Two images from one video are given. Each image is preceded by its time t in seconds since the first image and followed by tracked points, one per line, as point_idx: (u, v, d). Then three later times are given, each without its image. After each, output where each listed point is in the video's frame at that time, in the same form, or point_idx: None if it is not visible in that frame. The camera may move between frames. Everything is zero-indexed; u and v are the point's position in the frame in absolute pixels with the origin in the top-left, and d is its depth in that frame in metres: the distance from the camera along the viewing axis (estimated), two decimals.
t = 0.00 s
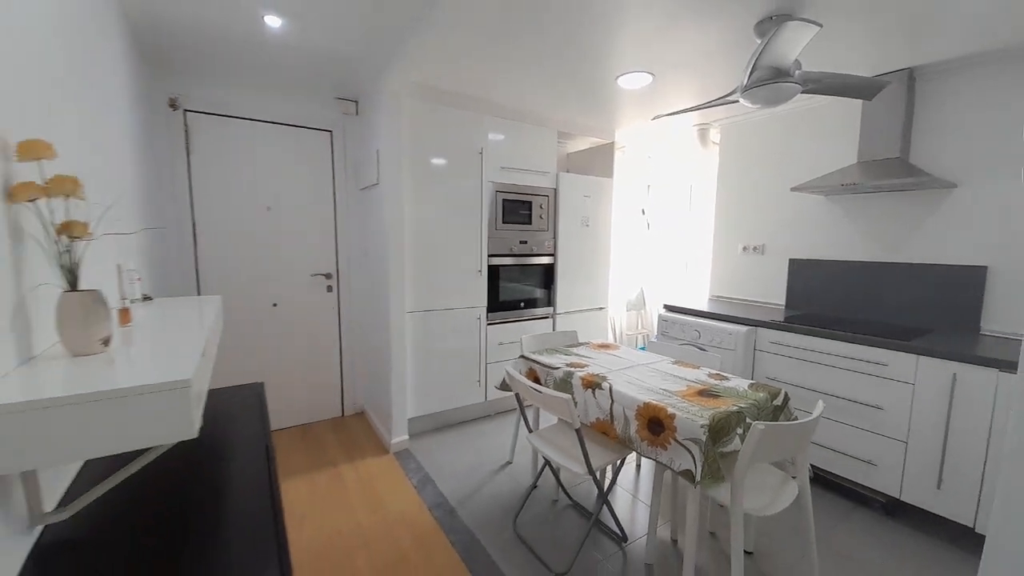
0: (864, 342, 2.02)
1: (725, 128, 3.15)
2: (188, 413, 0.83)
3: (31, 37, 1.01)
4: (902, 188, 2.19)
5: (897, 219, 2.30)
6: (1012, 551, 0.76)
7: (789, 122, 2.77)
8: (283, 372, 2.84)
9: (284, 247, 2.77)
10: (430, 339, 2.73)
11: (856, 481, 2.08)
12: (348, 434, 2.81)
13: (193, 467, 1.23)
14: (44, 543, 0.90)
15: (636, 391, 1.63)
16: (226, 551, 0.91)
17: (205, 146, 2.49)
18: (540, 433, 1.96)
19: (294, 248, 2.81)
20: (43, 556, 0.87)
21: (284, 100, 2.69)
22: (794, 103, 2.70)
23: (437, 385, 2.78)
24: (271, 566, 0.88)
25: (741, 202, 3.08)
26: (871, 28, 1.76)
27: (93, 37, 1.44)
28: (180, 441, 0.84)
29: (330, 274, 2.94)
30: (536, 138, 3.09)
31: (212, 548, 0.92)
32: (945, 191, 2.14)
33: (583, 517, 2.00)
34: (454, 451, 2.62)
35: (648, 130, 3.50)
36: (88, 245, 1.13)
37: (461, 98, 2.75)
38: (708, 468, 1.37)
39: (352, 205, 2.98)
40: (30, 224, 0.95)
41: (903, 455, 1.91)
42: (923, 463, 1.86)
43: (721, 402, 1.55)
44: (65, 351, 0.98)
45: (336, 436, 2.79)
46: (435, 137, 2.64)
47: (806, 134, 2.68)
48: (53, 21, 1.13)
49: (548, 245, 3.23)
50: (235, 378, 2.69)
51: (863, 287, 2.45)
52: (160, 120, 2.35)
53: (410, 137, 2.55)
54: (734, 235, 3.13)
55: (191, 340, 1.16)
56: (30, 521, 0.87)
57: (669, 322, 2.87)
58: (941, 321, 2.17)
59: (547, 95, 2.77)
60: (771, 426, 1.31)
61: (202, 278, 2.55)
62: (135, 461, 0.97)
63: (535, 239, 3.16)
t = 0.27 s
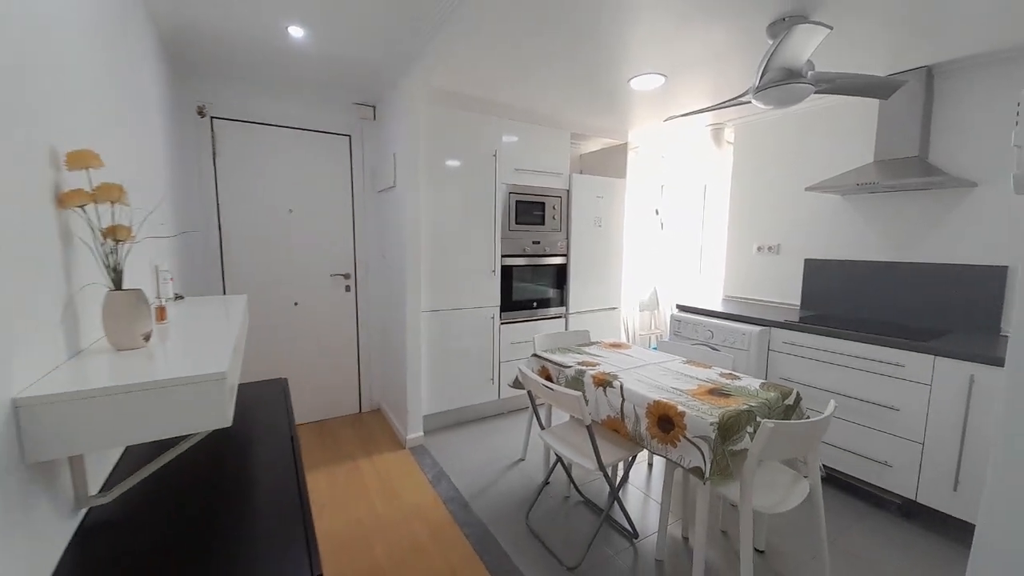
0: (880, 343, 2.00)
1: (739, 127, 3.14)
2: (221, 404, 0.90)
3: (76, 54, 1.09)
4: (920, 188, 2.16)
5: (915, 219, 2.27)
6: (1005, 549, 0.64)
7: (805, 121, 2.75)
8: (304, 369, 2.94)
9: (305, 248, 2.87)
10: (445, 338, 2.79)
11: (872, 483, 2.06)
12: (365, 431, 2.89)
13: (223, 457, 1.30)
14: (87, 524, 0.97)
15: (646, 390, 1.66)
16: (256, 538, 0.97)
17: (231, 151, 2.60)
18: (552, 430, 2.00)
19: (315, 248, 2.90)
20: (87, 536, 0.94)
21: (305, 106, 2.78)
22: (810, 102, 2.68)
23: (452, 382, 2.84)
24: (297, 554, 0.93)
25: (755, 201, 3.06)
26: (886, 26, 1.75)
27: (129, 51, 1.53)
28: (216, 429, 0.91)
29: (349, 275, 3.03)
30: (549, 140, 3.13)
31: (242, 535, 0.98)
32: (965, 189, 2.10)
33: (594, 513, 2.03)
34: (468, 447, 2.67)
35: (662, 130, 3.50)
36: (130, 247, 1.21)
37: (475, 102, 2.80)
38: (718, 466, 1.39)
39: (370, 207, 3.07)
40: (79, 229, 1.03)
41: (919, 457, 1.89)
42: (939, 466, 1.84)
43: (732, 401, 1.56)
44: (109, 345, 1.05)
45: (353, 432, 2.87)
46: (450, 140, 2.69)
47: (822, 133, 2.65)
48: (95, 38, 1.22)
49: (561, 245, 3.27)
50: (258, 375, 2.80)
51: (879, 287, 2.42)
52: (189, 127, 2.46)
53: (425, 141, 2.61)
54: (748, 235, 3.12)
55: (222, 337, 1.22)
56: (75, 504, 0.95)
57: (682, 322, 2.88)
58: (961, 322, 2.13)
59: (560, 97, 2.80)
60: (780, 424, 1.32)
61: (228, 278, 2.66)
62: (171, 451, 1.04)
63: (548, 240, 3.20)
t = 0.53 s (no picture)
0: (892, 344, 1.98)
1: (751, 126, 3.12)
2: (244, 394, 0.95)
3: (106, 63, 1.14)
4: (935, 186, 2.13)
5: (930, 219, 2.24)
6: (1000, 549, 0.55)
7: (818, 119, 2.72)
8: (319, 365, 3.01)
9: (320, 246, 2.94)
10: (455, 335, 2.83)
11: (882, 484, 2.05)
12: (377, 425, 2.95)
13: (243, 447, 1.36)
14: (118, 507, 1.03)
15: (654, 388, 1.68)
16: (275, 522, 1.02)
17: (249, 152, 2.67)
18: (560, 426, 2.03)
19: (329, 247, 2.97)
20: (118, 518, 1.00)
21: (320, 108, 2.85)
22: (823, 100, 2.65)
23: (462, 379, 2.89)
24: (315, 537, 0.98)
25: (767, 200, 3.04)
26: (900, 24, 1.73)
27: (153, 57, 1.60)
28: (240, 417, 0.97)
29: (362, 273, 3.10)
30: (560, 139, 3.14)
31: (263, 520, 1.03)
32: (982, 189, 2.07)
33: (601, 509, 2.06)
34: (478, 443, 2.72)
35: (673, 129, 3.50)
36: (157, 246, 1.27)
37: (486, 103, 2.84)
38: (724, 463, 1.40)
39: (383, 207, 3.13)
40: (112, 228, 1.10)
41: (931, 458, 1.88)
42: (951, 468, 1.82)
43: (739, 399, 1.58)
44: (140, 338, 1.11)
45: (366, 426, 2.93)
46: (462, 140, 2.73)
47: (836, 131, 2.63)
48: (123, 47, 1.28)
49: (571, 244, 3.29)
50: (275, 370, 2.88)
51: (893, 288, 2.39)
52: (209, 129, 2.54)
53: (437, 141, 2.65)
54: (760, 234, 3.10)
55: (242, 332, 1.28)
56: (106, 489, 1.00)
57: (691, 321, 2.88)
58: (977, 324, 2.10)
59: (570, 97, 2.82)
60: (786, 422, 1.33)
61: (246, 275, 2.74)
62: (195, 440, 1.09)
63: (558, 239, 3.22)
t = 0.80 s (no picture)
0: (903, 345, 1.97)
1: (760, 125, 3.11)
2: (260, 388, 0.99)
3: (128, 70, 1.19)
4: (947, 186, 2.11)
5: (943, 219, 2.21)
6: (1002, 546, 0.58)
7: (829, 119, 2.70)
8: (330, 363, 3.07)
9: (331, 247, 2.99)
10: (464, 334, 2.86)
11: (893, 486, 2.03)
12: (387, 423, 2.99)
13: (258, 442, 1.39)
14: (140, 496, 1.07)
15: (661, 387, 1.69)
16: (290, 519, 1.03)
17: (263, 154, 2.73)
18: (568, 425, 2.04)
19: (341, 247, 3.02)
20: (140, 507, 1.04)
21: (332, 110, 2.90)
22: (833, 99, 2.63)
23: (470, 377, 2.92)
24: (329, 534, 0.99)
25: (776, 200, 3.03)
26: (910, 22, 1.73)
27: (172, 63, 1.65)
28: (256, 410, 1.00)
29: (373, 272, 3.15)
30: (568, 140, 3.16)
31: (277, 514, 1.05)
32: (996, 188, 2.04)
33: (608, 507, 2.07)
34: (486, 441, 2.74)
35: (682, 129, 3.49)
36: (177, 245, 1.32)
37: (495, 104, 2.86)
38: (730, 462, 1.41)
39: (393, 207, 3.17)
40: (136, 228, 1.14)
41: (943, 461, 1.86)
42: (963, 470, 1.80)
43: (746, 399, 1.58)
44: (162, 334, 1.16)
45: (375, 424, 2.97)
46: (471, 142, 2.76)
47: (847, 131, 2.61)
48: (144, 54, 1.32)
49: (579, 244, 3.30)
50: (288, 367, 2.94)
51: (904, 288, 2.37)
52: (225, 132, 2.61)
53: (447, 143, 2.68)
54: (769, 235, 3.09)
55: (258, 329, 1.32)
56: (129, 478, 1.04)
57: (700, 321, 2.88)
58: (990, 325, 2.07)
59: (578, 98, 2.84)
60: (793, 422, 1.33)
61: (260, 275, 2.80)
62: (213, 432, 1.13)
63: (566, 239, 3.24)
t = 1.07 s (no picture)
0: (910, 347, 1.96)
1: (767, 127, 3.10)
2: (269, 389, 1.02)
3: (144, 77, 1.22)
4: (955, 188, 2.10)
5: (951, 221, 2.20)
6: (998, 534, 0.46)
7: (835, 120, 2.69)
8: (337, 363, 3.10)
9: (339, 248, 3.03)
10: (470, 335, 2.89)
11: (899, 489, 2.02)
12: (393, 423, 3.01)
13: (268, 441, 1.42)
14: (155, 492, 1.10)
15: (665, 388, 1.70)
16: (299, 519, 1.05)
17: (272, 157, 2.78)
18: (572, 425, 2.06)
19: (348, 248, 3.06)
20: (155, 503, 1.07)
21: (340, 113, 2.94)
22: (840, 100, 2.62)
23: (476, 378, 2.94)
24: (338, 534, 1.00)
25: (782, 201, 3.02)
26: (916, 23, 1.72)
27: (186, 69, 1.69)
28: (267, 408, 1.03)
29: (379, 273, 3.18)
30: (573, 142, 3.17)
31: (287, 514, 1.07)
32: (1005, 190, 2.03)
33: (612, 508, 2.08)
34: (491, 441, 2.76)
35: (688, 130, 3.50)
36: (191, 248, 1.36)
37: (501, 106, 2.88)
38: (734, 463, 1.41)
39: (400, 209, 3.20)
40: (152, 232, 1.18)
41: (950, 464, 1.85)
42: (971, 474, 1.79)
43: (750, 400, 1.59)
44: (176, 334, 1.19)
45: (382, 424, 2.99)
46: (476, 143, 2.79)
47: (854, 132, 2.59)
48: (160, 61, 1.36)
49: (584, 245, 3.31)
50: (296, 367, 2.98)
51: (912, 291, 2.35)
52: (235, 135, 2.65)
53: (453, 145, 2.71)
54: (776, 236, 3.07)
55: (268, 329, 1.35)
56: (145, 474, 1.07)
57: (705, 323, 2.88)
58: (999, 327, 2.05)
59: (584, 100, 2.85)
60: (797, 423, 1.34)
61: (269, 276, 2.84)
62: (225, 430, 1.16)
63: (571, 240, 3.25)
